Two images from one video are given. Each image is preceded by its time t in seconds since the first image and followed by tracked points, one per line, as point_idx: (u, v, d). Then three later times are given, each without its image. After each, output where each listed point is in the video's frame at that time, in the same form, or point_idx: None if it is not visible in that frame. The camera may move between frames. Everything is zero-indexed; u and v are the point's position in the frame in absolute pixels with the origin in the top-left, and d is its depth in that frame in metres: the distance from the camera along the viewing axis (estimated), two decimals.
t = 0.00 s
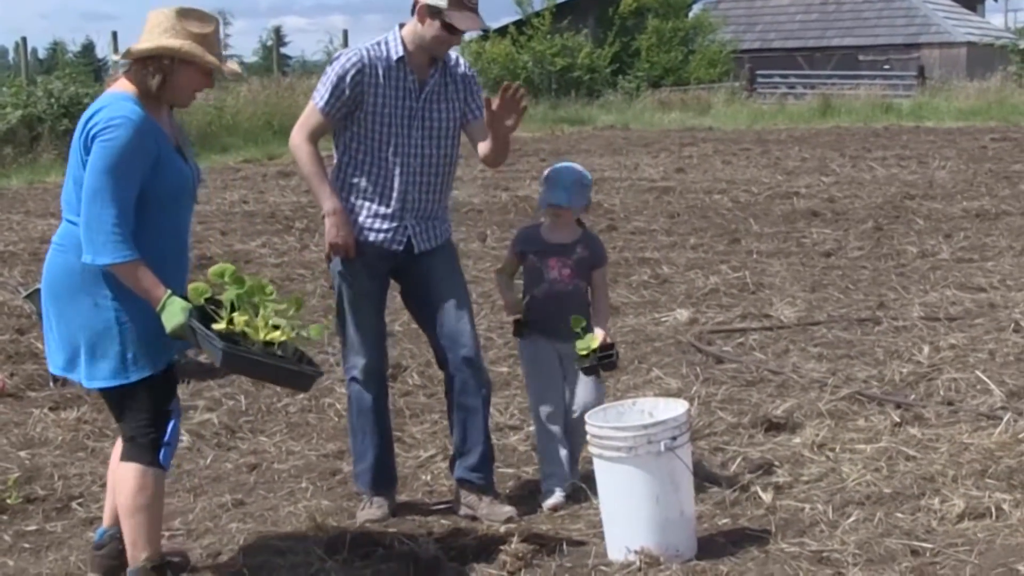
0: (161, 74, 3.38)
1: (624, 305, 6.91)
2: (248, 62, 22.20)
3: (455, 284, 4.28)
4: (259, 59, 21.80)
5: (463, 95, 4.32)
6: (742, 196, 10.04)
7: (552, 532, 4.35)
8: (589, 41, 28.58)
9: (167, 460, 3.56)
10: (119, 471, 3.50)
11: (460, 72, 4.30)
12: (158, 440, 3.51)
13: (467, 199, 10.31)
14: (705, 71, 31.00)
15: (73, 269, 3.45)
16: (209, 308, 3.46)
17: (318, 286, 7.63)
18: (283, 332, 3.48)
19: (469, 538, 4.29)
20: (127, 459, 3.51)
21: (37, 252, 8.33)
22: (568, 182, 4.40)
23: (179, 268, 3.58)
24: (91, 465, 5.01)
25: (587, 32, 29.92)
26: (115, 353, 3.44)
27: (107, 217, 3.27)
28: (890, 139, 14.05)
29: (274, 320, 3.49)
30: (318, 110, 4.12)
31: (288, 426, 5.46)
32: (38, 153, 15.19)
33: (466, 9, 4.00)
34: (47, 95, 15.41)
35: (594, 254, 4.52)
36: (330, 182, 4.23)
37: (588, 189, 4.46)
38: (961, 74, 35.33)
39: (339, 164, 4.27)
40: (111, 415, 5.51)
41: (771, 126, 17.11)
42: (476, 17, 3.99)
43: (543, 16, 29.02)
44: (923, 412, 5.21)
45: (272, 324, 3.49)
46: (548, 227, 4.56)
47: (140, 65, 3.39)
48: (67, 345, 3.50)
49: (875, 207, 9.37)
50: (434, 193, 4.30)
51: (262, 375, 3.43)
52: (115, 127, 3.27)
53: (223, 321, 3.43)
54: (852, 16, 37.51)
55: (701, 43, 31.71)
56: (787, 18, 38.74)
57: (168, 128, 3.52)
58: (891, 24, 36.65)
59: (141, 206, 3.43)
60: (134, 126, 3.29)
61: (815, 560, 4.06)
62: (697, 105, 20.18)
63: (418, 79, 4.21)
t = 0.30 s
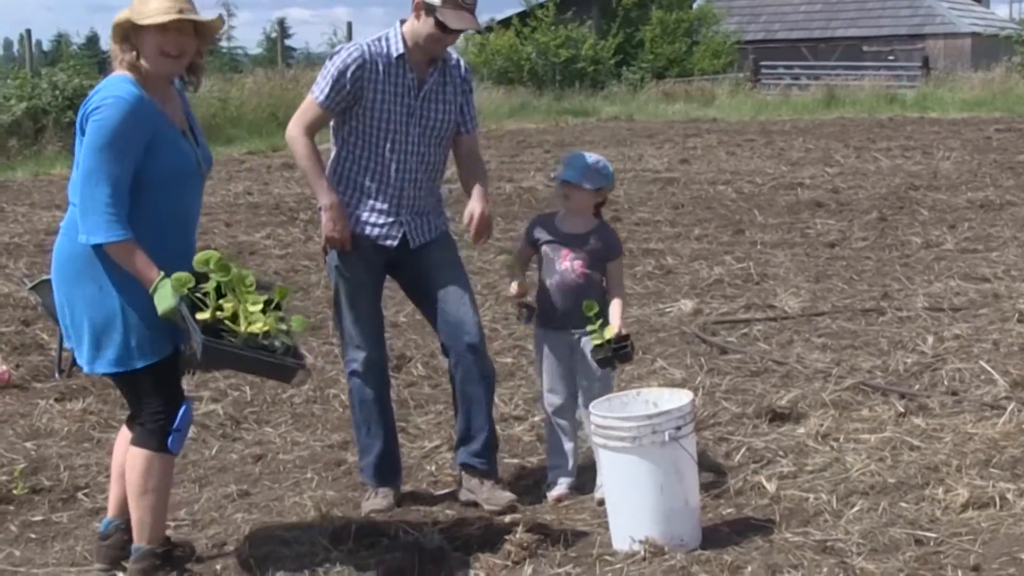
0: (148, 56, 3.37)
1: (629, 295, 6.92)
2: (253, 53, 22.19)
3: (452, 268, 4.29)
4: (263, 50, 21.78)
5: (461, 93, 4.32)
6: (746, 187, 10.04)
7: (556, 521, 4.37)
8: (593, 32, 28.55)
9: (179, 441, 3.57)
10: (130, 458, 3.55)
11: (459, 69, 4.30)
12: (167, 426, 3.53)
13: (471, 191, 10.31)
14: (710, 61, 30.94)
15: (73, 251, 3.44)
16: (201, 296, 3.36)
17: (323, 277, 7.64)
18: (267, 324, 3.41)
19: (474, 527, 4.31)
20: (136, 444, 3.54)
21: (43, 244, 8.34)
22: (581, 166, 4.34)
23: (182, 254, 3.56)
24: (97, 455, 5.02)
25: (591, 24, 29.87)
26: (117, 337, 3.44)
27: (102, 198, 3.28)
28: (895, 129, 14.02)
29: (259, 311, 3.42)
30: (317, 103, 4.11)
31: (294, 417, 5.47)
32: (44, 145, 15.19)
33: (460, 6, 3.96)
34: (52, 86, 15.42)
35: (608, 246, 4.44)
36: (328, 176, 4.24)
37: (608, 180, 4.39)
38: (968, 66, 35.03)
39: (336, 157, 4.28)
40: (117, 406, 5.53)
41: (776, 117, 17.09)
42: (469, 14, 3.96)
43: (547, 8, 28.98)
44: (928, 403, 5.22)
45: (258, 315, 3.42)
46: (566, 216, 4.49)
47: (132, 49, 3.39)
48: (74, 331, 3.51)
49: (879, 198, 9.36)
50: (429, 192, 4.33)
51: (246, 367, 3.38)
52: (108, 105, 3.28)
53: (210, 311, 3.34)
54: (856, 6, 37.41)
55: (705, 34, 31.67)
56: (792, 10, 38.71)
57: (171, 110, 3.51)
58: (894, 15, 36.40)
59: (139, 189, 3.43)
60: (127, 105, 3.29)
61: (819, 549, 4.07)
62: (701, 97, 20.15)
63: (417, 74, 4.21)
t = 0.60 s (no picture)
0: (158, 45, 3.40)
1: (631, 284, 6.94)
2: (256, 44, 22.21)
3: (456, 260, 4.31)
4: (267, 41, 21.80)
5: (477, 95, 4.32)
6: (748, 176, 10.06)
7: (559, 510, 4.40)
8: (595, 22, 28.59)
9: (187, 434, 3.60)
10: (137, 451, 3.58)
11: (477, 70, 4.30)
12: (176, 421, 3.56)
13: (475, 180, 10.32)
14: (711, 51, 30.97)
15: (86, 237, 3.46)
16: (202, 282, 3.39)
17: (327, 266, 7.66)
18: (266, 314, 3.40)
19: (478, 515, 4.35)
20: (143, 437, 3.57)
21: (48, 234, 8.36)
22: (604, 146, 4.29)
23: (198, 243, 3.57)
24: (102, 444, 5.05)
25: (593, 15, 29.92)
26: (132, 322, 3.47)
27: (110, 183, 3.30)
28: (895, 118, 14.03)
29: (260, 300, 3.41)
30: (328, 88, 4.14)
31: (298, 405, 5.50)
32: (49, 136, 15.20)
33: None
34: (57, 78, 15.45)
35: (626, 232, 4.32)
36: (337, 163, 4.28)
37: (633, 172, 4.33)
38: (969, 54, 36.09)
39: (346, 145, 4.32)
40: (122, 395, 5.56)
41: (777, 106, 17.09)
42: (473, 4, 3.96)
43: None
44: (929, 389, 5.24)
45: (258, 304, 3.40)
46: (588, 205, 4.41)
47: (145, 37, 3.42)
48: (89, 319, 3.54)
49: (880, 185, 9.38)
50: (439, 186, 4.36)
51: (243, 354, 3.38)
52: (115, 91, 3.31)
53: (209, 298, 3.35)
54: None
55: (706, 24, 31.71)
56: None
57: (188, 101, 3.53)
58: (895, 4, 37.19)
59: (150, 177, 3.44)
60: (135, 91, 3.31)
61: (821, 536, 4.10)
62: (703, 86, 20.17)
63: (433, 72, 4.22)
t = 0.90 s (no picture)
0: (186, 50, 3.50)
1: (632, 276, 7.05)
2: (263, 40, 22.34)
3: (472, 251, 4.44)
4: (275, 38, 21.93)
5: (498, 110, 4.38)
6: (745, 170, 10.16)
7: (561, 497, 4.51)
8: (596, 19, 28.81)
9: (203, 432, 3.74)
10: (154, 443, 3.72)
11: (500, 87, 4.37)
12: (193, 417, 3.68)
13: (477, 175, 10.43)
14: (710, 47, 31.16)
15: (111, 231, 3.57)
16: (228, 279, 3.46)
17: (334, 259, 7.77)
18: (290, 302, 3.47)
19: (482, 502, 4.46)
20: (161, 430, 3.70)
21: (61, 228, 8.47)
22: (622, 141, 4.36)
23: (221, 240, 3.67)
24: (114, 433, 5.17)
25: (594, 12, 30.13)
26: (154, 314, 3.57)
27: (138, 179, 3.40)
28: (890, 113, 14.14)
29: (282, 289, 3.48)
30: (352, 97, 4.25)
31: (305, 395, 5.61)
32: (62, 132, 15.29)
33: None
34: (69, 76, 15.56)
35: (636, 229, 4.38)
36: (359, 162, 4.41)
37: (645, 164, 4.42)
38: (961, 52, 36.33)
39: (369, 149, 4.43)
40: (133, 385, 5.67)
41: (775, 101, 17.17)
42: None
43: None
44: (922, 379, 5.35)
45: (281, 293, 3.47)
46: (602, 196, 4.49)
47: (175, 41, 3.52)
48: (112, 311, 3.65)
49: (875, 179, 9.49)
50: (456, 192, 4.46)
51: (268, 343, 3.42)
52: (145, 89, 3.40)
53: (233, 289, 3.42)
54: None
55: (705, 22, 31.89)
56: None
57: (215, 101, 3.62)
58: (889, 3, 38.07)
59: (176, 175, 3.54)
60: (164, 90, 3.40)
61: (817, 522, 4.21)
62: (702, 81, 20.29)
63: (455, 83, 4.31)
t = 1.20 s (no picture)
0: (226, 77, 3.60)
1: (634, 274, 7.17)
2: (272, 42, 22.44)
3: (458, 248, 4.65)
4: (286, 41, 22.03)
5: (486, 127, 4.52)
6: (745, 171, 10.28)
7: (564, 490, 4.64)
8: (600, 22, 28.94)
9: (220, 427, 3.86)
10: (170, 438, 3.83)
11: (486, 103, 4.49)
12: (212, 414, 3.80)
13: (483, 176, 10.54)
14: (711, 51, 31.31)
15: (123, 234, 3.71)
16: (261, 298, 3.59)
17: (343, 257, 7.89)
18: (325, 315, 3.65)
19: (488, 495, 4.60)
20: (178, 426, 3.81)
21: (78, 226, 8.59)
22: (626, 146, 4.45)
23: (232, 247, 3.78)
24: (129, 426, 5.29)
25: (598, 15, 30.23)
26: (166, 317, 3.70)
27: (174, 200, 3.48)
28: (887, 117, 14.24)
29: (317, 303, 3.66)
30: (345, 130, 4.30)
31: (316, 390, 5.74)
32: (80, 132, 15.36)
33: (462, 27, 4.16)
34: (86, 77, 15.63)
35: (647, 228, 4.53)
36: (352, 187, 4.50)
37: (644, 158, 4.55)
38: (955, 57, 36.48)
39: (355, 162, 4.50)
40: (148, 379, 5.80)
41: (774, 105, 17.26)
42: (469, 29, 4.15)
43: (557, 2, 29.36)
44: (917, 375, 5.47)
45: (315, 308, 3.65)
46: (608, 194, 4.62)
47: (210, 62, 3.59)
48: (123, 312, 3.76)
49: (872, 181, 9.60)
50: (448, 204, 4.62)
51: (306, 356, 3.56)
52: (179, 110, 3.48)
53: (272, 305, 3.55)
54: None
55: (707, 25, 32.04)
56: (789, 3, 40.53)
57: (234, 119, 3.73)
58: (886, 9, 37.73)
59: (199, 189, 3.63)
60: (196, 113, 3.49)
61: (814, 515, 4.33)
62: (703, 85, 20.38)
63: (443, 105, 4.41)
